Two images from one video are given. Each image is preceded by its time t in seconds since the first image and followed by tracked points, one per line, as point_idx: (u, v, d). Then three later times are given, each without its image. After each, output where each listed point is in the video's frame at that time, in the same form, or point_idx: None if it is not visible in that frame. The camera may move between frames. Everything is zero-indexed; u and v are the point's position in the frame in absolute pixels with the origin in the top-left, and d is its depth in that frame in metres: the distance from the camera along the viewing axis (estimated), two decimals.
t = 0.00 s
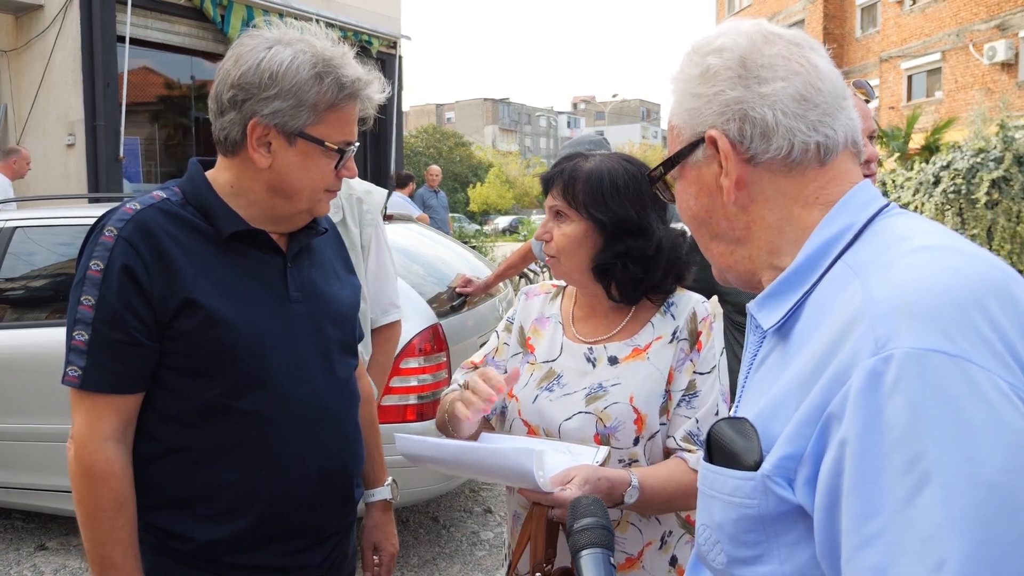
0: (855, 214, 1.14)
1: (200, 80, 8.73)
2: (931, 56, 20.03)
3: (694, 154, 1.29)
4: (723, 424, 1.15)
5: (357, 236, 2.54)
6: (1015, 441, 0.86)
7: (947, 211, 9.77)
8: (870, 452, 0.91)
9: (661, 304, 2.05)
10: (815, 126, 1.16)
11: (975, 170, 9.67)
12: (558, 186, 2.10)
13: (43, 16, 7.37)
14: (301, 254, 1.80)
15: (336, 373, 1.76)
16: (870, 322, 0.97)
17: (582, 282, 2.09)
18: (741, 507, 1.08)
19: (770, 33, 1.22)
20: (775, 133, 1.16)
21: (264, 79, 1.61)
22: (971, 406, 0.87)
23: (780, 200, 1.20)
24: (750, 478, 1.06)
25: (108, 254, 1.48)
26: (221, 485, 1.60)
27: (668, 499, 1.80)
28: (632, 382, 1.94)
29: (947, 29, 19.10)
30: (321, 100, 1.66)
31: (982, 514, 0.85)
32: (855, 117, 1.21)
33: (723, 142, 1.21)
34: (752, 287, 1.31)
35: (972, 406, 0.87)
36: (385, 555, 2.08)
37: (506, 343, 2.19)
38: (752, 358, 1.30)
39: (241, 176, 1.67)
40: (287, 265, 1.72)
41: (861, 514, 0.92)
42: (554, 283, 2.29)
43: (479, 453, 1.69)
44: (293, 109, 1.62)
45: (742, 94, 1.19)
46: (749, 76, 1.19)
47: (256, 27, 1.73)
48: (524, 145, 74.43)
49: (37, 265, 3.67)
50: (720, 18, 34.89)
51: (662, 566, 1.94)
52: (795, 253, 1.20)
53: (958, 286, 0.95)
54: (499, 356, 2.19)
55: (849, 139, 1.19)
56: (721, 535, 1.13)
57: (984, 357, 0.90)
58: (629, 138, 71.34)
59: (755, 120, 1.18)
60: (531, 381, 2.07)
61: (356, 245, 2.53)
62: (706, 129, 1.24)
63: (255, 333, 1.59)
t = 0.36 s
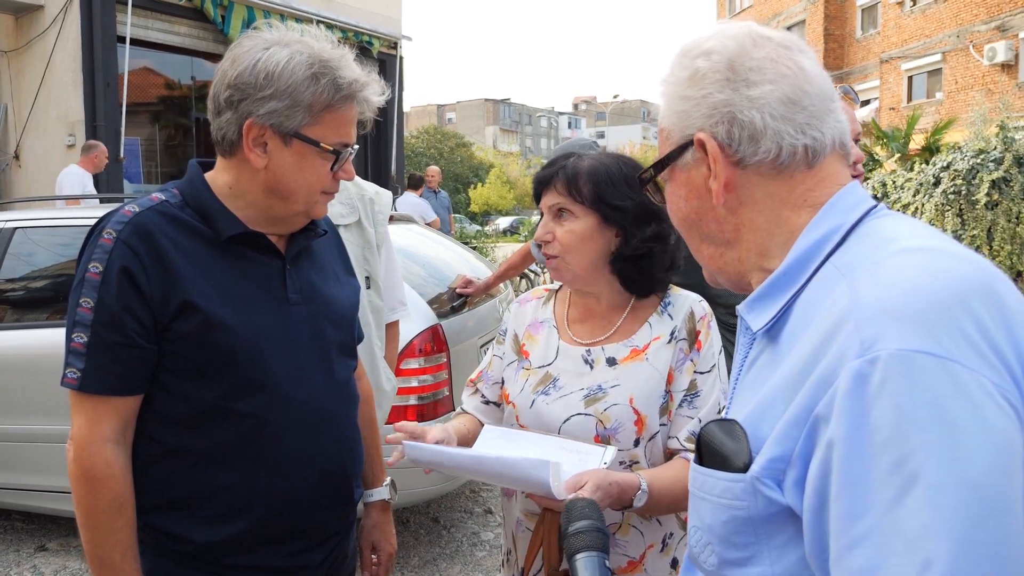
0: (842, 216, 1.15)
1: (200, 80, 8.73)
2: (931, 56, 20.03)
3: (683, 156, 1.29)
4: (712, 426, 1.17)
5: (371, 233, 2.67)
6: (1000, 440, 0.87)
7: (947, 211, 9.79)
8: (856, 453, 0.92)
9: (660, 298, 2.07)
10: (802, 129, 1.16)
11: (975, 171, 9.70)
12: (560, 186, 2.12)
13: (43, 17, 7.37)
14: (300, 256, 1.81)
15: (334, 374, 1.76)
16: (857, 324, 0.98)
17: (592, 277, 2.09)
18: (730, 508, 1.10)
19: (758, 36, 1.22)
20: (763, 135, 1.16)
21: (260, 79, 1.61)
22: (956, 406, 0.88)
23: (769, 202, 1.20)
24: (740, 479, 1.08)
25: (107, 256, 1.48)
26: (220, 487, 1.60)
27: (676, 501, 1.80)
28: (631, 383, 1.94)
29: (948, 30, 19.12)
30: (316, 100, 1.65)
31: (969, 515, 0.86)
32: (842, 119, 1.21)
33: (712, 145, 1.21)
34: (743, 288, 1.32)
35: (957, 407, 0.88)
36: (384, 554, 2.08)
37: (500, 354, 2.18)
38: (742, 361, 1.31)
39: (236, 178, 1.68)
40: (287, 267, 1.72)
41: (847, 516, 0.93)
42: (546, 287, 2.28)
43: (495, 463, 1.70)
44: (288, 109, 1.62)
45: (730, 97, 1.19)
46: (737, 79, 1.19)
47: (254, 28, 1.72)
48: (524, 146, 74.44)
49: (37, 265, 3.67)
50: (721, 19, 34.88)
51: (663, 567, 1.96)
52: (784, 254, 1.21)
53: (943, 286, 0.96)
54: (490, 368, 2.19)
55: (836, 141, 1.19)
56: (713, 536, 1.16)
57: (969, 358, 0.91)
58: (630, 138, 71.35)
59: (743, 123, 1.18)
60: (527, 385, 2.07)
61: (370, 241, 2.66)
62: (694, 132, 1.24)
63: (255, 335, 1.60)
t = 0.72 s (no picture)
0: (835, 217, 1.15)
1: (201, 81, 8.74)
2: (931, 58, 20.03)
3: (677, 158, 1.29)
4: (706, 427, 1.17)
5: (376, 235, 2.68)
6: (990, 441, 0.87)
7: (946, 212, 9.81)
8: (848, 454, 0.93)
9: (658, 304, 2.06)
10: (795, 130, 1.16)
11: (975, 172, 9.75)
12: (561, 184, 2.13)
13: (43, 18, 7.37)
14: (303, 258, 1.80)
15: (334, 373, 1.76)
16: (848, 324, 0.99)
17: (585, 278, 2.09)
18: (724, 510, 1.11)
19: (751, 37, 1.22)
20: (756, 137, 1.16)
21: (235, 71, 1.65)
22: (947, 407, 0.88)
23: (762, 204, 1.20)
24: (733, 480, 1.09)
25: (110, 256, 1.48)
26: (221, 487, 1.60)
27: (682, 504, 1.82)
28: (631, 385, 1.94)
29: (948, 32, 19.14)
30: (282, 90, 1.62)
31: (960, 515, 0.86)
32: (835, 121, 1.21)
33: (705, 147, 1.21)
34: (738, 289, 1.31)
35: (949, 408, 0.88)
36: (385, 556, 2.08)
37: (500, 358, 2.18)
38: (736, 361, 1.32)
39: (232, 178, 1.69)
40: (289, 268, 1.72)
41: (839, 517, 0.93)
42: (545, 289, 2.28)
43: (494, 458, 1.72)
44: (254, 99, 1.62)
45: (723, 99, 1.19)
46: (730, 80, 1.19)
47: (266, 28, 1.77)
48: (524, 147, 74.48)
49: (37, 266, 3.66)
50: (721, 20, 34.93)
51: (663, 570, 1.96)
52: (777, 255, 1.21)
53: (934, 287, 0.96)
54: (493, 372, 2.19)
55: (829, 143, 1.19)
56: (707, 537, 1.16)
57: (959, 358, 0.91)
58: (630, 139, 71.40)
59: (736, 124, 1.18)
60: (526, 389, 2.07)
61: (376, 244, 2.67)
62: (687, 133, 1.24)
63: (256, 336, 1.59)
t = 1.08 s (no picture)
0: (832, 218, 1.15)
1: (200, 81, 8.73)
2: (929, 58, 20.08)
3: (674, 157, 1.29)
4: (701, 431, 1.18)
5: (379, 236, 2.68)
6: (985, 447, 0.88)
7: (946, 213, 10.12)
8: (842, 460, 0.93)
9: (657, 307, 2.07)
10: (793, 129, 1.16)
11: (973, 173, 10.07)
12: (564, 182, 2.13)
13: (42, 17, 7.37)
14: (301, 256, 1.81)
15: (333, 372, 1.76)
16: (843, 329, 0.99)
17: (585, 278, 2.10)
18: (718, 514, 1.13)
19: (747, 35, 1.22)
20: (754, 135, 1.16)
21: (224, 66, 1.68)
22: (941, 414, 0.88)
23: (760, 205, 1.21)
24: (728, 485, 1.10)
25: (104, 258, 1.48)
26: (220, 486, 1.60)
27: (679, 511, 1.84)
28: (632, 390, 1.94)
29: (946, 32, 19.19)
30: (264, 82, 1.63)
31: (952, 522, 0.86)
32: (833, 119, 1.21)
33: (702, 146, 1.21)
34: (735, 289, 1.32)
35: (942, 413, 0.88)
36: (387, 556, 2.08)
37: (501, 360, 2.16)
38: (733, 363, 1.33)
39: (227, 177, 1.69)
40: (287, 267, 1.72)
41: (834, 523, 0.94)
42: (543, 290, 2.28)
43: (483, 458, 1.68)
44: (238, 91, 1.63)
45: (721, 97, 1.19)
46: (727, 79, 1.19)
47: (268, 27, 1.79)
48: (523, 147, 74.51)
49: (36, 266, 3.66)
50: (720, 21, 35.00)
51: (661, 572, 1.97)
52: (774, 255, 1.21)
53: (929, 291, 0.96)
54: (495, 374, 2.18)
55: (827, 142, 1.20)
56: (702, 541, 1.18)
57: (954, 364, 0.91)
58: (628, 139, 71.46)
59: (734, 122, 1.18)
60: (525, 393, 2.05)
61: (379, 244, 2.66)
62: (685, 132, 1.23)
63: (253, 336, 1.60)
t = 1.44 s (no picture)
0: (829, 219, 1.16)
1: (199, 82, 8.73)
2: (927, 59, 20.10)
3: (673, 153, 1.27)
4: (699, 435, 1.20)
5: (381, 237, 2.68)
6: (985, 449, 0.88)
7: (945, 213, 10.16)
8: (841, 464, 0.94)
9: (655, 308, 2.07)
10: (799, 121, 1.17)
11: (972, 173, 10.13)
12: (575, 180, 2.13)
13: (40, 19, 7.37)
14: (301, 253, 1.81)
15: (333, 371, 1.76)
16: (841, 332, 0.99)
17: (594, 277, 2.10)
18: (716, 519, 1.13)
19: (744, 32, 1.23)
20: (762, 127, 1.16)
21: (218, 65, 1.68)
22: (941, 416, 0.88)
23: (761, 201, 1.20)
24: (726, 491, 1.11)
25: (103, 254, 1.48)
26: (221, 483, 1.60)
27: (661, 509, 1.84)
28: (628, 393, 1.94)
29: (945, 32, 19.21)
30: (256, 76, 1.63)
31: (952, 524, 0.87)
32: (830, 116, 1.23)
33: (709, 137, 1.19)
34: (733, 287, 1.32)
35: (942, 415, 0.88)
36: (391, 557, 2.08)
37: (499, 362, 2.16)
38: (730, 365, 1.33)
39: (223, 176, 1.69)
40: (286, 265, 1.72)
41: (834, 526, 0.95)
42: (541, 290, 2.28)
43: (492, 467, 1.66)
44: (232, 88, 1.64)
45: (728, 88, 1.18)
46: (734, 70, 1.18)
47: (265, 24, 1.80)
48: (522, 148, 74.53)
49: (35, 267, 3.66)
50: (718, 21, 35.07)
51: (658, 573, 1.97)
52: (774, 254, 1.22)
53: (928, 293, 0.96)
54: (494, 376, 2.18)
55: (827, 138, 1.21)
56: (701, 546, 1.19)
57: (953, 365, 0.91)
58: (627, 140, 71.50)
59: (741, 114, 1.17)
60: (523, 395, 2.06)
61: (381, 246, 2.66)
62: (689, 125, 1.22)
63: (252, 334, 1.60)
